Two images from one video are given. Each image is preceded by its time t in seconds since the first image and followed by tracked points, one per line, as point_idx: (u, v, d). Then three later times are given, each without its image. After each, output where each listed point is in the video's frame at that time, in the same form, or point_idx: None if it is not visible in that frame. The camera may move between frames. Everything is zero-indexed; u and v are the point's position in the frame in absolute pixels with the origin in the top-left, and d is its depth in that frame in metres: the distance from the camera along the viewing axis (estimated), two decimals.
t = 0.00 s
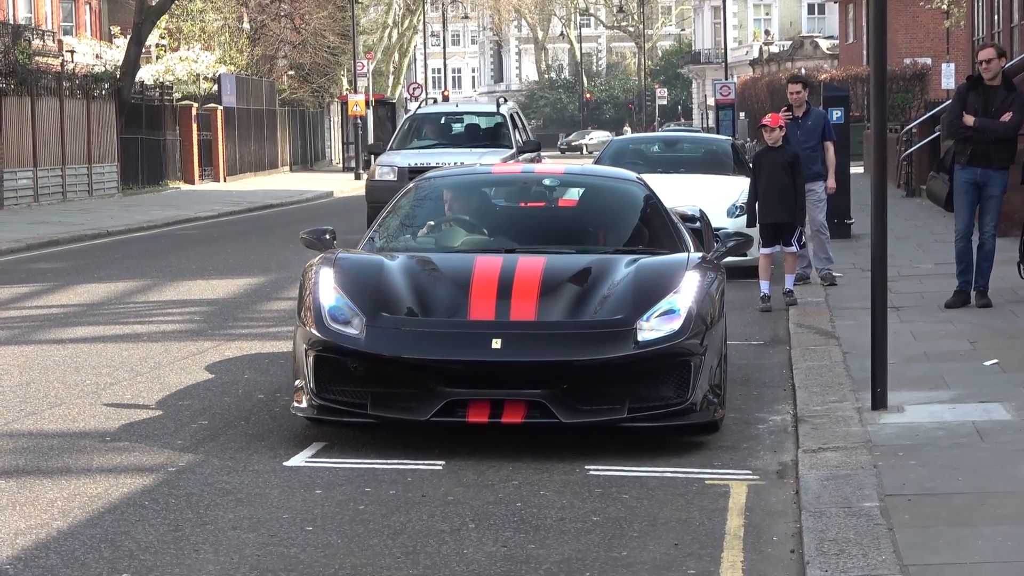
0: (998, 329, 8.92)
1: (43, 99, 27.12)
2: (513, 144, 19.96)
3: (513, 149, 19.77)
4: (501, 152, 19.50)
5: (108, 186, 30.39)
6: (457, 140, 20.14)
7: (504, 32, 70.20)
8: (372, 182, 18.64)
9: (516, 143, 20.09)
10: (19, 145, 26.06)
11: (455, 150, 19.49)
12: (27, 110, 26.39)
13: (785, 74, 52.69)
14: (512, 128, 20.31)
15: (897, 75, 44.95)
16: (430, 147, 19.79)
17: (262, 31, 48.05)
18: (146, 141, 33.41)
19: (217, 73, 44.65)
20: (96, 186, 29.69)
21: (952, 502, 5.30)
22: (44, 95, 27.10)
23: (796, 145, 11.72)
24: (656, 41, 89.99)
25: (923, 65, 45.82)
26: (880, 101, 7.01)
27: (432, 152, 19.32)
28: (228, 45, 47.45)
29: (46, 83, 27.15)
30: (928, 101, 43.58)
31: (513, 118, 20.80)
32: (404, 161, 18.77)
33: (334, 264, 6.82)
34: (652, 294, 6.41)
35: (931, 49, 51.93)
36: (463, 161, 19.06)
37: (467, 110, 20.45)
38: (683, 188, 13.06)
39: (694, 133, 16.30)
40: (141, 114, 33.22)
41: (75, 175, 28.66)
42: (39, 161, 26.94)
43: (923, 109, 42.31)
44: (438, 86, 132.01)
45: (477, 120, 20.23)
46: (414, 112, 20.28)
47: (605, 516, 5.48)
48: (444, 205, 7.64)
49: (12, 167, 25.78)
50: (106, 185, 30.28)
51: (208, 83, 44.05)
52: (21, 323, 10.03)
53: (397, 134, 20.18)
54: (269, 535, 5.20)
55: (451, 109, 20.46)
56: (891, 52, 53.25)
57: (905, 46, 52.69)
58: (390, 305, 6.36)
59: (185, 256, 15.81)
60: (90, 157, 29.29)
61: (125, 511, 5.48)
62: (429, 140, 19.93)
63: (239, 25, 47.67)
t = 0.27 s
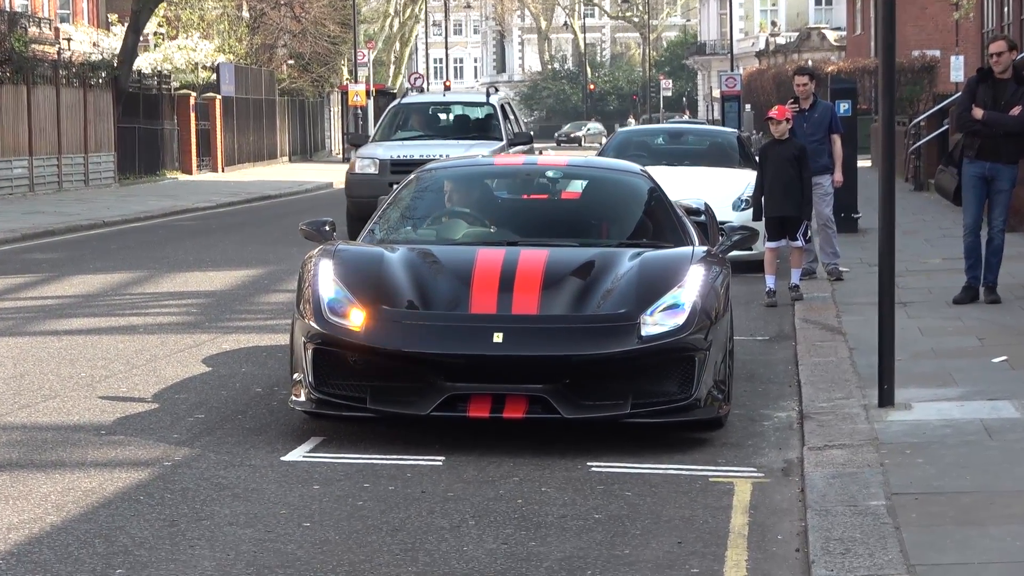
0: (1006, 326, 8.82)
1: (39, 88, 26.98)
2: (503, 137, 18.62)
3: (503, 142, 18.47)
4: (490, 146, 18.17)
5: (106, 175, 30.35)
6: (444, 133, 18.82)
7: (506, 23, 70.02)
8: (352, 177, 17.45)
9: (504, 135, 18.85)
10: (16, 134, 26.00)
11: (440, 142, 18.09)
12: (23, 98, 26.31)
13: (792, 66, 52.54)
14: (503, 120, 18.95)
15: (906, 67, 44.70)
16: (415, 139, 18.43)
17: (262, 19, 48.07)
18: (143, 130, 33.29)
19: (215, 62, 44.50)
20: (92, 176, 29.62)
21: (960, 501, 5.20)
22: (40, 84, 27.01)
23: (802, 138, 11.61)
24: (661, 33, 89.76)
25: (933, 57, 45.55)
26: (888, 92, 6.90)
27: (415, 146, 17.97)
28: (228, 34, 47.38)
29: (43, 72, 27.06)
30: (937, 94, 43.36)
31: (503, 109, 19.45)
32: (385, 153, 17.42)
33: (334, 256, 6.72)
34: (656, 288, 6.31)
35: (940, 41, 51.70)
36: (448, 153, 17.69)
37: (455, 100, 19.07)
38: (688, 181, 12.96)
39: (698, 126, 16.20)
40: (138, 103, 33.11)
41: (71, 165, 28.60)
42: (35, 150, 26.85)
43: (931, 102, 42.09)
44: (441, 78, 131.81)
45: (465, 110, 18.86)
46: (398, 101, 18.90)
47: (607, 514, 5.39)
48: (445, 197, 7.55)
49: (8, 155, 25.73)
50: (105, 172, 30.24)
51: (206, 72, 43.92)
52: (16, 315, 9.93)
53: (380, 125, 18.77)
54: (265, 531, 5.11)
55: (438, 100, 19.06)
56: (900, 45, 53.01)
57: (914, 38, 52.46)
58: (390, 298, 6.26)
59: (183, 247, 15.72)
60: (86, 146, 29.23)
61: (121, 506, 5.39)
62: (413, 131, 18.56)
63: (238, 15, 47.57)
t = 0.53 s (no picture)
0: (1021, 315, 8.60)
1: (23, 76, 26.70)
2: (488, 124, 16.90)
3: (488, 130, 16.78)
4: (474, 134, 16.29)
5: (91, 166, 30.13)
6: (426, 120, 16.94)
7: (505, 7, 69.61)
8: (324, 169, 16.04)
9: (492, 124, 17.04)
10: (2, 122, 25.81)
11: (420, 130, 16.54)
12: (8, 86, 26.05)
13: (801, 49, 52.06)
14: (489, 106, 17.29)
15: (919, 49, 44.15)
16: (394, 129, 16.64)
17: (252, 5, 47.54)
18: (131, 120, 32.97)
19: (203, 47, 44.08)
20: (77, 166, 29.39)
21: (978, 497, 5.00)
22: (25, 71, 26.75)
23: (812, 123, 11.38)
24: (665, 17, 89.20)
25: (946, 39, 44.94)
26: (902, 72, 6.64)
27: (392, 135, 16.28)
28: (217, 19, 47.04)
29: (27, 59, 26.80)
30: (950, 76, 42.86)
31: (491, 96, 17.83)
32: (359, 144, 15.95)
33: (329, 248, 6.51)
34: (662, 279, 6.10)
35: (955, 23, 51.12)
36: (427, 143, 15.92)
37: (436, 85, 17.36)
38: (696, 168, 12.74)
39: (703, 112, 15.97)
40: (126, 91, 32.81)
41: (57, 155, 28.37)
42: (19, 140, 26.59)
43: (944, 84, 41.58)
44: (443, 64, 131.33)
45: (448, 97, 17.21)
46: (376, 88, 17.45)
47: (613, 512, 5.19)
48: (444, 186, 7.34)
49: None
50: (88, 164, 29.99)
51: (196, 58, 43.56)
52: (4, 310, 9.73)
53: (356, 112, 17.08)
54: (260, 532, 4.91)
55: (419, 85, 17.37)
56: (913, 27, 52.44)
57: (927, 20, 51.88)
58: (388, 291, 6.05)
59: (176, 239, 15.50)
60: (72, 136, 29.01)
61: (110, 507, 5.19)
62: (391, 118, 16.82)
63: None
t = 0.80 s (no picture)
0: None
1: (11, 63, 26.47)
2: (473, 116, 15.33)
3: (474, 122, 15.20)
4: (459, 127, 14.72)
5: (83, 156, 29.95)
6: (405, 109, 15.39)
7: None
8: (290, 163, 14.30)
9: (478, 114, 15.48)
10: None
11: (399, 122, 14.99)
12: None
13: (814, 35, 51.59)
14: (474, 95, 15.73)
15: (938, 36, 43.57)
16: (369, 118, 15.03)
17: None
18: (123, 108, 32.72)
19: (198, 34, 44.00)
20: (68, 156, 29.21)
21: (999, 500, 4.79)
22: (13, 58, 26.53)
23: (827, 112, 11.18)
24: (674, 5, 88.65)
25: (965, 24, 44.34)
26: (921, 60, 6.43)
27: (367, 126, 14.62)
28: (211, 5, 46.83)
29: (14, 45, 26.58)
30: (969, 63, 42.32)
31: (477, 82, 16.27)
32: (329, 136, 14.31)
33: (327, 240, 6.31)
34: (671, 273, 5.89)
35: (974, 9, 50.55)
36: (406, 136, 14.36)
37: (417, 72, 15.81)
38: (706, 158, 12.52)
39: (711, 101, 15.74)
40: (118, 78, 32.60)
41: (47, 145, 28.18)
42: (7, 130, 26.37)
43: (962, 71, 41.06)
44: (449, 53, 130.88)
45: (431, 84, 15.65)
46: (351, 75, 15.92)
47: (621, 514, 4.99)
48: (446, 177, 7.13)
49: None
50: (79, 155, 29.81)
51: (189, 45, 43.41)
52: None
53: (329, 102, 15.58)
54: (256, 534, 4.72)
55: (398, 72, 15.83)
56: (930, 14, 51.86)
57: (944, 7, 51.31)
58: (388, 285, 5.86)
59: (173, 232, 15.30)
60: (62, 126, 28.84)
61: (102, 508, 5.00)
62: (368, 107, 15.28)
63: None
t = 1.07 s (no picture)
0: None
1: None
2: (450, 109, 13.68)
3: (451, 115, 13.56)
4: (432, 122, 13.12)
5: (74, 149, 29.85)
6: (376, 101, 13.71)
7: None
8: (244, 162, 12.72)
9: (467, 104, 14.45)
10: None
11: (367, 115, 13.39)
12: None
13: (827, 23, 51.08)
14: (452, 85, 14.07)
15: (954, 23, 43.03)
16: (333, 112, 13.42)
17: None
18: (113, 99, 32.50)
19: (190, 22, 43.98)
20: (58, 149, 29.06)
21: (1018, 502, 4.61)
22: None
23: (841, 102, 10.97)
24: None
25: (981, 11, 43.76)
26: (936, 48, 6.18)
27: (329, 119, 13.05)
28: None
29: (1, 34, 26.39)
30: (985, 51, 41.81)
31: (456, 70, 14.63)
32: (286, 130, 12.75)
33: (325, 236, 6.14)
34: (679, 269, 5.71)
35: None
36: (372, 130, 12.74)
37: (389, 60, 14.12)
38: (716, 150, 12.31)
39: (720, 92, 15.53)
40: (109, 68, 32.47)
41: (36, 137, 28.03)
42: None
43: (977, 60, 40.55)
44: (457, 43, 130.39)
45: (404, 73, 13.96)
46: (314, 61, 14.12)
47: (628, 517, 4.81)
48: (448, 170, 6.95)
49: None
50: (71, 148, 29.69)
51: (181, 33, 43.41)
52: None
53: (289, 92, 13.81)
54: (251, 539, 4.55)
55: (368, 59, 14.12)
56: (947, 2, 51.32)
57: None
58: (386, 282, 5.68)
59: (169, 226, 15.13)
60: (51, 119, 28.74)
61: (93, 512, 4.84)
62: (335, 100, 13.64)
63: None
